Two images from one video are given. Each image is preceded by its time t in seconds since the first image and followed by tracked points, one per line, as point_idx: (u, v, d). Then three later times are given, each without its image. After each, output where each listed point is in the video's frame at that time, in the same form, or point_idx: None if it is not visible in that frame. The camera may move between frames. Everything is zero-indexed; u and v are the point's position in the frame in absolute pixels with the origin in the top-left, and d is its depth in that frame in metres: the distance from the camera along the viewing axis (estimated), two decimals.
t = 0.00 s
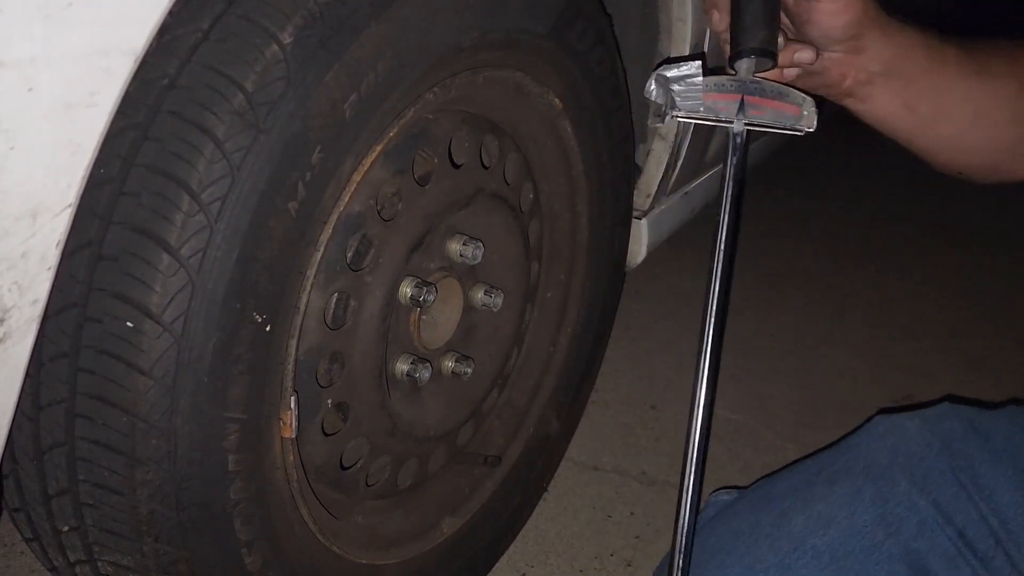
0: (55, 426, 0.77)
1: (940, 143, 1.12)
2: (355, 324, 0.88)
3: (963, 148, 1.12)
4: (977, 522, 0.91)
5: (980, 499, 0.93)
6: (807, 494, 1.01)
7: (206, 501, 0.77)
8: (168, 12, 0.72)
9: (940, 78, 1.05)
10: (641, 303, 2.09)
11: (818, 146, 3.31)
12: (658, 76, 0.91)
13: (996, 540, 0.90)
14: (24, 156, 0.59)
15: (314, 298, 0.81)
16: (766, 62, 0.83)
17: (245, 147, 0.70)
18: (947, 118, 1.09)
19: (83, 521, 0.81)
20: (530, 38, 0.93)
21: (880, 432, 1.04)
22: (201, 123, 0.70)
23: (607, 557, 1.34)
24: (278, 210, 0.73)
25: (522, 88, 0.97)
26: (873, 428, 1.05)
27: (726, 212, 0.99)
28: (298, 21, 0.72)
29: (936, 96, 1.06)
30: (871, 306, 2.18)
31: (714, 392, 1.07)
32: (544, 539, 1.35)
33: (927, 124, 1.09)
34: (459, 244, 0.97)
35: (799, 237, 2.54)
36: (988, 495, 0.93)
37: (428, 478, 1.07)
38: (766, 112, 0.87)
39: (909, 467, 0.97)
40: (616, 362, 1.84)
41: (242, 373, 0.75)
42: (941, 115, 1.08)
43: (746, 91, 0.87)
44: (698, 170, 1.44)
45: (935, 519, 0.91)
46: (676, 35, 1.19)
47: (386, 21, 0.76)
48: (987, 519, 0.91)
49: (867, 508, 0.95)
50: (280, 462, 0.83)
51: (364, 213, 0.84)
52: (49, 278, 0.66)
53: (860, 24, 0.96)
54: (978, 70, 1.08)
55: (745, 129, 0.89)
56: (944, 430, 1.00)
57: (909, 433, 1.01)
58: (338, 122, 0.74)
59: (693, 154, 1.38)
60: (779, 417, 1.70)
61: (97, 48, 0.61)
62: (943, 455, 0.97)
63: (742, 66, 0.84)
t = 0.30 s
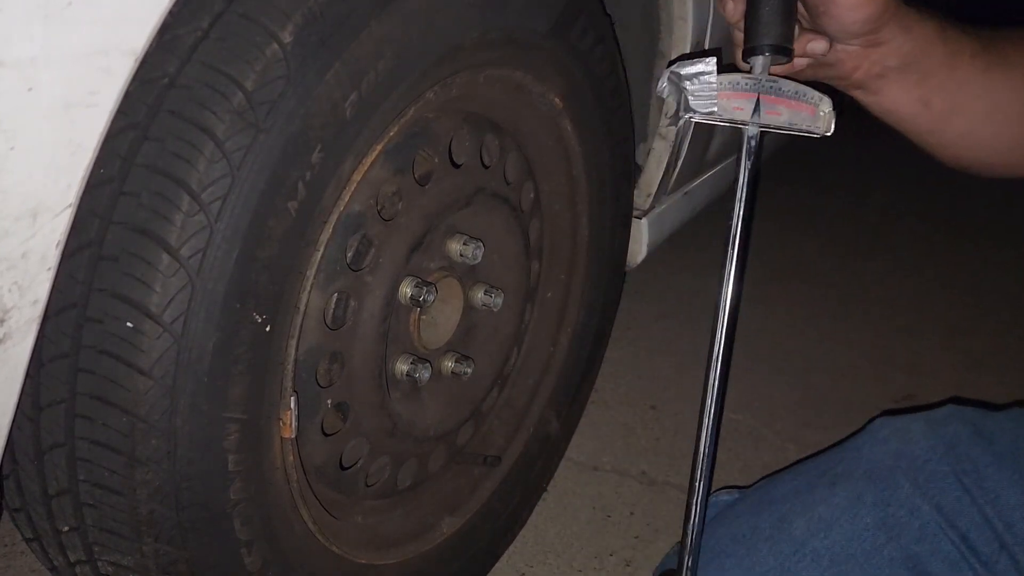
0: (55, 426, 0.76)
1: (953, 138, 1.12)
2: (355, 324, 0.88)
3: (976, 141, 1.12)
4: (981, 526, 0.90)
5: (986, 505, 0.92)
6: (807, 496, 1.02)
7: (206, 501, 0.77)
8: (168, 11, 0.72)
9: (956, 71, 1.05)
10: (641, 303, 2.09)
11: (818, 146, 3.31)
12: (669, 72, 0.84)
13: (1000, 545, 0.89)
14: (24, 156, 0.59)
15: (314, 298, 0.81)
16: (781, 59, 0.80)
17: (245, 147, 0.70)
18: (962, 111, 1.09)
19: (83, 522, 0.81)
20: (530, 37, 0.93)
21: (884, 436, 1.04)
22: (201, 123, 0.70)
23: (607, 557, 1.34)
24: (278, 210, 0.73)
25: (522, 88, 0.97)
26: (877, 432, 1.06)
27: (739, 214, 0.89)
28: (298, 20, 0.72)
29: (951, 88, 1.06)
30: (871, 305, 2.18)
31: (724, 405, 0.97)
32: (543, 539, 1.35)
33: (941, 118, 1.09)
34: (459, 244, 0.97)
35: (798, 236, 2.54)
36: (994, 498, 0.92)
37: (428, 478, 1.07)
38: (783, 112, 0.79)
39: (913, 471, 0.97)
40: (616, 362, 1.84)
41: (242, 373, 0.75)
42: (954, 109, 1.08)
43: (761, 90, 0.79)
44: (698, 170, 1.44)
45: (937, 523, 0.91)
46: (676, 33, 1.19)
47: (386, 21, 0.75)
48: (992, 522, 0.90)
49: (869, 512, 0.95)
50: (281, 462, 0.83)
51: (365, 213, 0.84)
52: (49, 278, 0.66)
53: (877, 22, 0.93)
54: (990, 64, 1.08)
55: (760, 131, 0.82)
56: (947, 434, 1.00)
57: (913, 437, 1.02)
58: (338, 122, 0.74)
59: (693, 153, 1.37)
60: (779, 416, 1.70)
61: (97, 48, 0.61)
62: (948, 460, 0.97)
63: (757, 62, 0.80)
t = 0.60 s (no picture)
0: (55, 426, 0.76)
1: (957, 134, 1.12)
2: (355, 324, 0.88)
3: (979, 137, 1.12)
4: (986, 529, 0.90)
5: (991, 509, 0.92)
6: (809, 499, 1.01)
7: (206, 501, 0.77)
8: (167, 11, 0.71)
9: (963, 65, 1.05)
10: (643, 303, 2.09)
11: (819, 146, 3.31)
12: (683, 68, 0.84)
13: (1003, 547, 0.88)
14: (24, 156, 0.59)
15: (314, 298, 0.81)
16: (799, 53, 0.79)
17: (244, 147, 0.70)
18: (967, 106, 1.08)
19: (82, 521, 0.81)
20: (530, 38, 0.93)
21: (887, 439, 1.05)
22: (200, 123, 0.70)
23: (608, 557, 1.34)
24: (278, 210, 0.73)
25: (522, 88, 0.97)
26: (878, 435, 1.07)
27: (754, 211, 0.87)
28: (298, 21, 0.71)
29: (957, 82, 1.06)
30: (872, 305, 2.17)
31: (738, 405, 0.95)
32: (544, 540, 1.35)
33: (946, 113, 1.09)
34: (459, 244, 0.97)
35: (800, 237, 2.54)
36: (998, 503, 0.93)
37: (428, 478, 1.07)
38: (797, 109, 0.78)
39: (919, 474, 0.98)
40: (617, 362, 1.84)
41: (242, 373, 0.75)
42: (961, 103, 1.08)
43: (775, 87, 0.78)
44: (699, 170, 1.44)
45: (941, 525, 0.91)
46: (676, 33, 1.18)
47: (386, 21, 0.75)
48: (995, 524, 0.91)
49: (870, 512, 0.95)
50: (280, 461, 0.83)
51: (365, 213, 0.83)
52: (48, 278, 0.66)
53: (887, 15, 0.93)
54: (995, 57, 1.08)
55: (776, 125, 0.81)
56: (952, 438, 1.02)
57: (916, 442, 1.03)
58: (337, 122, 0.74)
59: (694, 154, 1.37)
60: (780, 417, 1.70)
61: (97, 48, 0.61)
62: (954, 467, 0.98)
63: (772, 58, 0.80)
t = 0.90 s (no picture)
0: (55, 426, 0.76)
1: None
2: (355, 324, 0.88)
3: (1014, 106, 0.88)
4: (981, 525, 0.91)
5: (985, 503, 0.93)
6: (806, 496, 1.02)
7: (206, 502, 0.77)
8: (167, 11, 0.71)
9: None
10: (642, 303, 2.09)
11: (817, 146, 3.31)
12: None
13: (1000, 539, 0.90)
14: (23, 155, 0.59)
15: (314, 298, 0.81)
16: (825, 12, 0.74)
17: (244, 147, 0.70)
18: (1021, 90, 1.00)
19: (82, 522, 0.81)
20: (530, 38, 0.93)
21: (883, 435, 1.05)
22: (201, 123, 0.70)
23: (607, 557, 1.34)
24: (279, 210, 0.73)
25: (522, 88, 0.97)
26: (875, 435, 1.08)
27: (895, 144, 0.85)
28: (298, 21, 0.71)
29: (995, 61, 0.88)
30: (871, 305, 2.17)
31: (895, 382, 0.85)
32: (544, 539, 1.35)
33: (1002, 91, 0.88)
34: (459, 244, 0.97)
35: (799, 236, 2.54)
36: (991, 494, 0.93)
37: (428, 478, 1.07)
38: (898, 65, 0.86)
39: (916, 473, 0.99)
40: (616, 362, 1.84)
41: (242, 373, 0.75)
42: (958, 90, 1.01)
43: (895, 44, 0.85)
44: (698, 170, 1.44)
45: (938, 520, 0.92)
46: (676, 34, 1.16)
47: (386, 21, 0.75)
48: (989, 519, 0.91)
49: (867, 509, 0.96)
50: (280, 462, 0.83)
51: (365, 213, 0.83)
52: (48, 278, 0.66)
53: None
54: None
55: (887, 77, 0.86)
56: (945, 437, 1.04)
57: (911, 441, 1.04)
58: (337, 122, 0.74)
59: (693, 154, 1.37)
60: (780, 416, 1.70)
61: (97, 48, 0.61)
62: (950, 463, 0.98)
63: None
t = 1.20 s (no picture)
0: (55, 426, 0.76)
1: None
2: (355, 324, 0.88)
3: None
4: (981, 524, 0.91)
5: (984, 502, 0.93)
6: (807, 496, 1.02)
7: (206, 502, 0.77)
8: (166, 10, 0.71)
9: None
10: (642, 303, 2.09)
11: (817, 146, 3.31)
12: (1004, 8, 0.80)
13: (1000, 542, 0.89)
14: (23, 155, 0.59)
15: (314, 298, 0.81)
16: None
17: (244, 147, 0.70)
18: None
19: (82, 522, 0.81)
20: (530, 38, 0.93)
21: (883, 438, 1.05)
22: (201, 123, 0.70)
23: (607, 558, 1.34)
24: (279, 210, 0.73)
25: (522, 87, 0.97)
26: (875, 434, 1.07)
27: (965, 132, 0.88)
28: (297, 21, 0.71)
29: None
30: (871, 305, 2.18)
31: None
32: (544, 539, 1.35)
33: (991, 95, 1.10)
34: (459, 244, 0.97)
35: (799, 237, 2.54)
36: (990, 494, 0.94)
37: (428, 478, 1.07)
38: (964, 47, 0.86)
39: (916, 471, 0.98)
40: (616, 362, 1.83)
41: (241, 373, 0.75)
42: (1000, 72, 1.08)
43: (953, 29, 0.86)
44: (698, 171, 1.44)
45: (938, 521, 0.92)
46: (676, 33, 1.16)
47: (385, 21, 0.75)
48: (989, 518, 0.92)
49: (867, 508, 0.95)
50: (280, 462, 0.83)
51: (365, 213, 0.83)
52: (48, 277, 0.66)
53: None
54: None
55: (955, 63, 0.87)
56: (945, 434, 1.03)
57: (911, 441, 1.04)
58: (337, 123, 0.74)
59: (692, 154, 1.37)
60: (779, 416, 1.70)
61: (97, 48, 0.61)
62: (950, 464, 0.98)
63: None
